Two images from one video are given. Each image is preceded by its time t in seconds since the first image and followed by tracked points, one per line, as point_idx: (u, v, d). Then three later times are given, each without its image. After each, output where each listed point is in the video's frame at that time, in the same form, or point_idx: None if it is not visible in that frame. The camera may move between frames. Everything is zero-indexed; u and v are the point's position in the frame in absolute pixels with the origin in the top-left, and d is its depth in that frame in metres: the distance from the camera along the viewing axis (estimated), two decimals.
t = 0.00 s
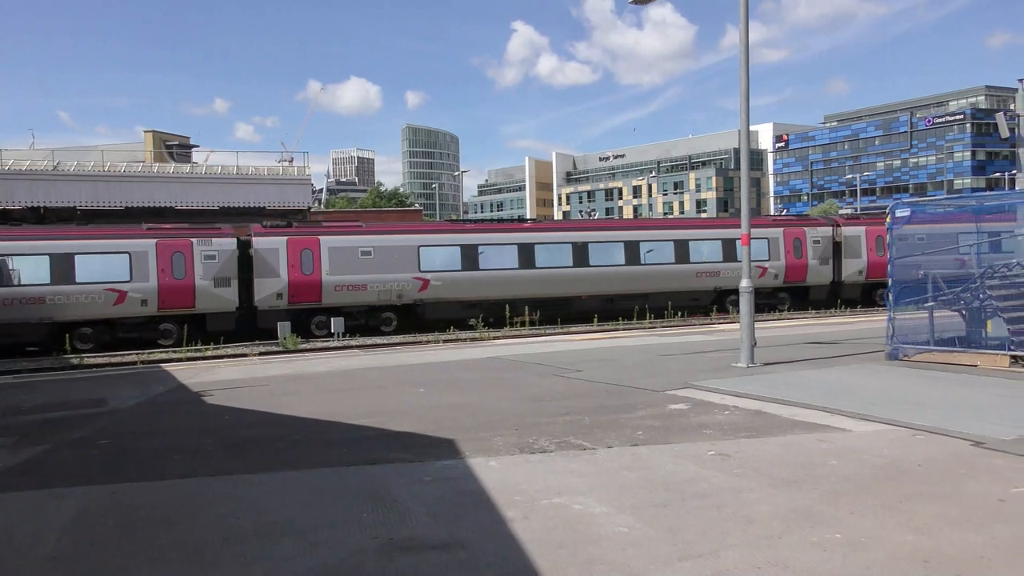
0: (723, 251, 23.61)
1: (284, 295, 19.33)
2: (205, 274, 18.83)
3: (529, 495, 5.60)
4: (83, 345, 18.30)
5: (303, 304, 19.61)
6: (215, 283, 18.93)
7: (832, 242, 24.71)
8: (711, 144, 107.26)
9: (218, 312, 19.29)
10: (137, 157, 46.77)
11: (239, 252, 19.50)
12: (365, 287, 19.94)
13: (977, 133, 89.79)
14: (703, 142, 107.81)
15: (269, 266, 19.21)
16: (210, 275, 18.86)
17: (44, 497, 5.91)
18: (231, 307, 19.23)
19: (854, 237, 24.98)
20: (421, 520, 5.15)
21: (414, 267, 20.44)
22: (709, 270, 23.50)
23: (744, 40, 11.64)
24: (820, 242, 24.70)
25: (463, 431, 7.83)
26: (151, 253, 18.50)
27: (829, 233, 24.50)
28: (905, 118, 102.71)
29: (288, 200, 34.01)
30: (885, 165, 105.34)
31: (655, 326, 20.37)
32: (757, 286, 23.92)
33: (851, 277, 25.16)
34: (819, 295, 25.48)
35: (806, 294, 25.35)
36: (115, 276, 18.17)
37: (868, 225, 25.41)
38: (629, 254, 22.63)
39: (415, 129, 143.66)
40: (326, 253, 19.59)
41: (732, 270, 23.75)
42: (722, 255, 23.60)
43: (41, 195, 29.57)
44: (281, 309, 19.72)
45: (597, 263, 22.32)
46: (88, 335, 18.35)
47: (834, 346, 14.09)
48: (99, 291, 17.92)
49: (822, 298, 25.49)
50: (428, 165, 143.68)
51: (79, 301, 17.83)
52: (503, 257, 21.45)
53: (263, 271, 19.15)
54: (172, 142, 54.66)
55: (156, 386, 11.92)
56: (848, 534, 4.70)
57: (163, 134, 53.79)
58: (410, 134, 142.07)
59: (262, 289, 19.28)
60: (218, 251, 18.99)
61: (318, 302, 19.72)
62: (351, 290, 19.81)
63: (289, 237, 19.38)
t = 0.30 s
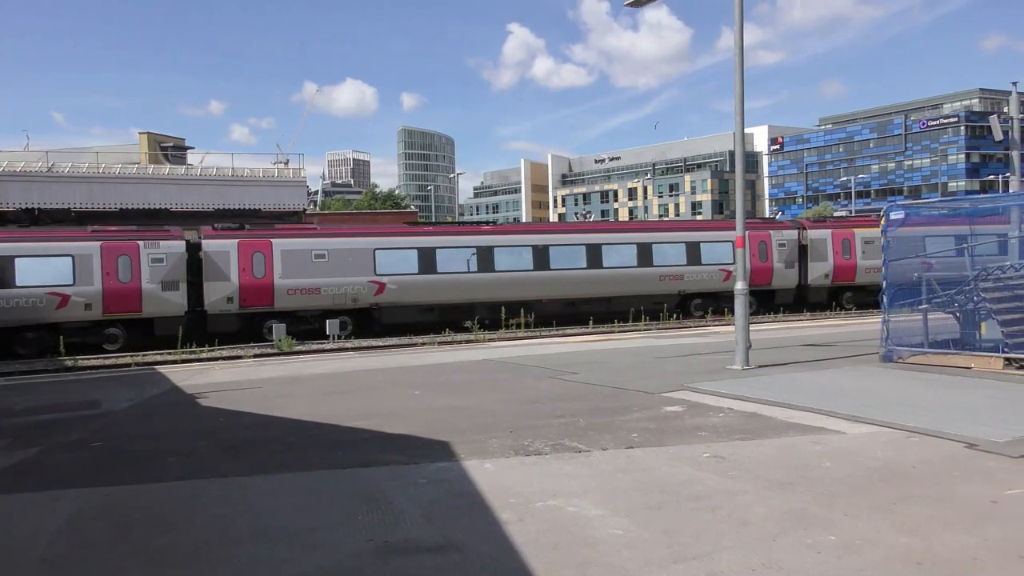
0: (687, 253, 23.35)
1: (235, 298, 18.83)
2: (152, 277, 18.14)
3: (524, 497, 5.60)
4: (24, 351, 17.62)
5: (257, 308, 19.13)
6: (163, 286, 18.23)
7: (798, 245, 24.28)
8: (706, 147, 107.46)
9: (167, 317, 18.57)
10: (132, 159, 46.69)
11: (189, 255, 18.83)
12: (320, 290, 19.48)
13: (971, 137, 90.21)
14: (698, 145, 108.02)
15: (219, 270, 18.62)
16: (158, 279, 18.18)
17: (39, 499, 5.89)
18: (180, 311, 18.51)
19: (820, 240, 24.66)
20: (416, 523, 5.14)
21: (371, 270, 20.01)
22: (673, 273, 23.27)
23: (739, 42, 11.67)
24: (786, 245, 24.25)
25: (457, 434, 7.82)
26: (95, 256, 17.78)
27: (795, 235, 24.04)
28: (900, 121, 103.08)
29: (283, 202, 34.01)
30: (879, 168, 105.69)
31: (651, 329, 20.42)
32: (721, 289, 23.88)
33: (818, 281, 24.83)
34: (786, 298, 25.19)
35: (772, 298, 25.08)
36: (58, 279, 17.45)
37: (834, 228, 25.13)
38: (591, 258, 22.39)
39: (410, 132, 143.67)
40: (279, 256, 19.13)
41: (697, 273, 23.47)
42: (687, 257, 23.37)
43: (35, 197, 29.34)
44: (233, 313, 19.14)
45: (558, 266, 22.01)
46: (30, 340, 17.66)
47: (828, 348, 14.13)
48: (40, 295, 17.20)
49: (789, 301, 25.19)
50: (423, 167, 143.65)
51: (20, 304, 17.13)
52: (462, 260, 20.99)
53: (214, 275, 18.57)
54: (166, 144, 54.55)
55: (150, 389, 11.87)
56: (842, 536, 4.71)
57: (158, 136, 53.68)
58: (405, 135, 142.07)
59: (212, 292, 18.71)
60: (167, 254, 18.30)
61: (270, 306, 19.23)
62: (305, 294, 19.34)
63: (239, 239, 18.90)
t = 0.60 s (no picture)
0: (656, 255, 23.04)
1: (191, 301, 18.43)
2: (105, 279, 17.78)
3: (521, 499, 5.60)
4: None
5: (213, 312, 18.74)
6: (115, 289, 17.86)
7: (768, 247, 24.18)
8: (702, 149, 107.66)
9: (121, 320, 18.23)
10: (129, 160, 46.62)
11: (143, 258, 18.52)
12: (278, 293, 19.08)
13: (967, 139, 90.66)
14: (695, 146, 108.24)
15: (174, 273, 18.22)
16: (111, 281, 17.81)
17: (36, 501, 5.88)
18: (134, 315, 18.17)
19: (790, 242, 24.31)
20: (413, 524, 5.14)
21: (330, 272, 19.61)
22: (641, 276, 22.91)
23: (735, 44, 11.69)
24: (757, 247, 24.16)
25: (454, 435, 7.81)
26: (46, 258, 17.48)
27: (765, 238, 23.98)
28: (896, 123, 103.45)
29: (279, 203, 33.90)
30: (876, 170, 105.97)
31: (647, 330, 20.44)
32: (690, 291, 23.59)
33: (788, 284, 24.49)
34: (756, 301, 25.03)
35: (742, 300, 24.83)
36: (8, 282, 17.14)
37: (804, 230, 24.75)
38: (557, 260, 22.09)
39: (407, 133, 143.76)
40: (235, 259, 18.76)
41: (665, 275, 23.17)
42: (654, 260, 23.05)
43: (31, 199, 29.34)
44: (189, 317, 18.76)
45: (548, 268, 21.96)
46: None
47: (824, 350, 14.15)
48: None
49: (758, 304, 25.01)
50: (420, 169, 143.70)
51: None
52: (423, 263, 20.57)
53: (167, 278, 18.15)
54: (162, 145, 54.44)
55: (146, 391, 11.84)
56: (838, 538, 4.72)
57: (154, 137, 53.57)
58: (403, 136, 142.13)
59: (166, 295, 18.28)
60: (120, 256, 17.95)
61: (227, 309, 18.82)
62: (262, 296, 18.93)
63: (195, 241, 18.48)
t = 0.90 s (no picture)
0: (619, 254, 22.69)
1: (138, 303, 18.04)
2: (46, 280, 17.28)
3: (516, 497, 5.59)
4: None
5: (161, 313, 18.35)
6: (57, 289, 17.38)
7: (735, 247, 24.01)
8: (698, 148, 107.86)
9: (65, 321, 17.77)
10: (123, 159, 46.49)
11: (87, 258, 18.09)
12: (229, 294, 18.71)
13: (961, 138, 91.04)
14: (690, 145, 108.44)
15: (120, 273, 17.81)
16: (52, 282, 17.32)
17: (29, 501, 5.84)
18: (78, 316, 17.69)
19: (756, 242, 23.84)
20: (408, 523, 5.13)
21: (282, 273, 19.23)
22: (604, 276, 22.56)
23: (730, 43, 11.70)
24: (722, 248, 24.06)
25: (449, 434, 7.81)
26: None
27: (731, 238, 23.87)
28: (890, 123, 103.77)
29: (275, 201, 33.78)
30: (870, 169, 106.27)
31: (643, 329, 20.45)
32: (654, 292, 23.23)
33: (754, 284, 23.98)
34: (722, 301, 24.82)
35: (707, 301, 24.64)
36: None
37: (770, 229, 24.28)
38: (517, 260, 21.71)
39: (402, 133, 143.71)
40: (184, 259, 18.39)
41: (628, 275, 22.81)
42: (618, 259, 22.70)
43: (25, 197, 29.26)
44: (137, 318, 18.36)
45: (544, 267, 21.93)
46: None
47: (819, 348, 14.18)
48: None
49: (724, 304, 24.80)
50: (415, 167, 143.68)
51: None
52: (379, 263, 20.15)
53: (113, 278, 17.73)
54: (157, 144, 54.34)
55: (141, 390, 11.81)
56: (833, 536, 4.73)
57: (149, 136, 53.46)
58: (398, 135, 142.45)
59: (112, 296, 17.82)
60: (61, 255, 17.46)
61: (176, 310, 18.45)
62: (212, 297, 18.56)
63: (142, 241, 18.09)
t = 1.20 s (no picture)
0: (589, 254, 22.39)
1: (94, 303, 17.63)
2: None
3: (516, 496, 5.59)
4: None
5: (117, 314, 17.96)
6: (9, 289, 16.96)
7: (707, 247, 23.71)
8: (697, 146, 107.82)
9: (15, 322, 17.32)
10: (123, 157, 46.49)
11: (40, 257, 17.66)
12: (188, 294, 18.32)
13: (960, 136, 91.04)
14: (689, 144, 108.40)
15: (74, 272, 17.43)
16: (4, 282, 16.90)
17: (28, 499, 5.83)
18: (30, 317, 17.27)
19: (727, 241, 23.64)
20: (407, 522, 5.12)
21: (243, 272, 18.85)
22: (574, 276, 22.27)
23: (729, 42, 11.69)
24: (694, 246, 23.70)
25: (449, 432, 7.80)
26: None
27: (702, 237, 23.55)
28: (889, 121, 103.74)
29: (274, 200, 33.80)
30: (869, 167, 106.26)
31: (642, 327, 20.43)
32: (625, 292, 22.95)
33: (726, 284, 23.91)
34: (694, 301, 24.41)
35: (679, 301, 24.25)
36: None
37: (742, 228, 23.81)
38: (484, 260, 21.41)
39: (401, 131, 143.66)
40: (141, 259, 18.01)
41: (598, 275, 22.51)
42: (588, 259, 22.42)
43: (24, 195, 29.34)
44: (91, 318, 17.96)
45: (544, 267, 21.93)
46: None
47: (818, 347, 14.18)
48: None
49: (696, 304, 24.34)
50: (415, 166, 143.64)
51: None
52: (342, 263, 19.84)
53: (68, 277, 17.38)
54: (157, 142, 54.32)
55: (141, 388, 11.80)
56: (832, 535, 4.73)
57: (149, 134, 53.48)
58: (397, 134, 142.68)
59: (66, 296, 17.46)
60: (14, 254, 17.04)
61: (133, 310, 18.06)
62: (171, 297, 18.19)
63: (97, 240, 17.70)
